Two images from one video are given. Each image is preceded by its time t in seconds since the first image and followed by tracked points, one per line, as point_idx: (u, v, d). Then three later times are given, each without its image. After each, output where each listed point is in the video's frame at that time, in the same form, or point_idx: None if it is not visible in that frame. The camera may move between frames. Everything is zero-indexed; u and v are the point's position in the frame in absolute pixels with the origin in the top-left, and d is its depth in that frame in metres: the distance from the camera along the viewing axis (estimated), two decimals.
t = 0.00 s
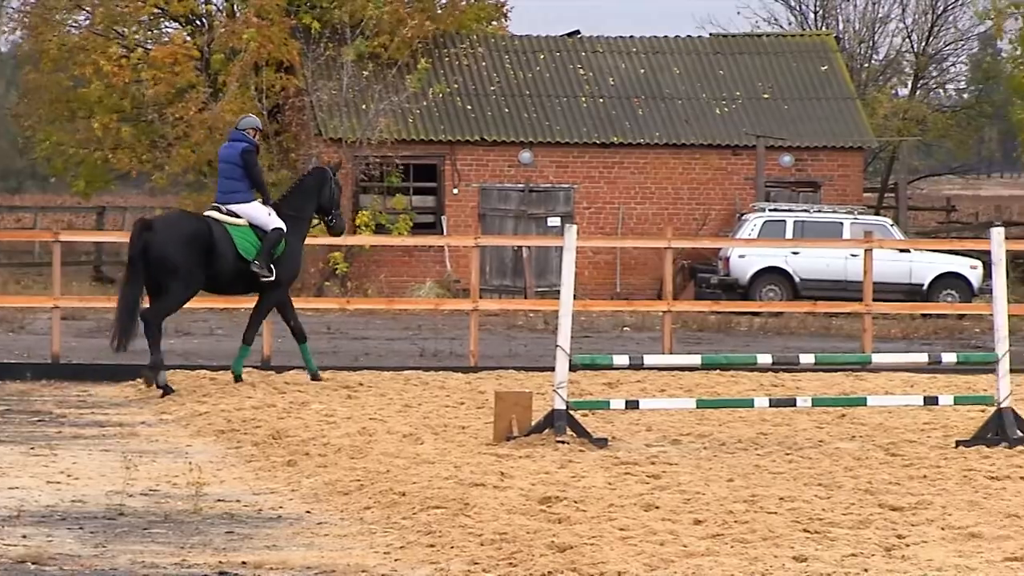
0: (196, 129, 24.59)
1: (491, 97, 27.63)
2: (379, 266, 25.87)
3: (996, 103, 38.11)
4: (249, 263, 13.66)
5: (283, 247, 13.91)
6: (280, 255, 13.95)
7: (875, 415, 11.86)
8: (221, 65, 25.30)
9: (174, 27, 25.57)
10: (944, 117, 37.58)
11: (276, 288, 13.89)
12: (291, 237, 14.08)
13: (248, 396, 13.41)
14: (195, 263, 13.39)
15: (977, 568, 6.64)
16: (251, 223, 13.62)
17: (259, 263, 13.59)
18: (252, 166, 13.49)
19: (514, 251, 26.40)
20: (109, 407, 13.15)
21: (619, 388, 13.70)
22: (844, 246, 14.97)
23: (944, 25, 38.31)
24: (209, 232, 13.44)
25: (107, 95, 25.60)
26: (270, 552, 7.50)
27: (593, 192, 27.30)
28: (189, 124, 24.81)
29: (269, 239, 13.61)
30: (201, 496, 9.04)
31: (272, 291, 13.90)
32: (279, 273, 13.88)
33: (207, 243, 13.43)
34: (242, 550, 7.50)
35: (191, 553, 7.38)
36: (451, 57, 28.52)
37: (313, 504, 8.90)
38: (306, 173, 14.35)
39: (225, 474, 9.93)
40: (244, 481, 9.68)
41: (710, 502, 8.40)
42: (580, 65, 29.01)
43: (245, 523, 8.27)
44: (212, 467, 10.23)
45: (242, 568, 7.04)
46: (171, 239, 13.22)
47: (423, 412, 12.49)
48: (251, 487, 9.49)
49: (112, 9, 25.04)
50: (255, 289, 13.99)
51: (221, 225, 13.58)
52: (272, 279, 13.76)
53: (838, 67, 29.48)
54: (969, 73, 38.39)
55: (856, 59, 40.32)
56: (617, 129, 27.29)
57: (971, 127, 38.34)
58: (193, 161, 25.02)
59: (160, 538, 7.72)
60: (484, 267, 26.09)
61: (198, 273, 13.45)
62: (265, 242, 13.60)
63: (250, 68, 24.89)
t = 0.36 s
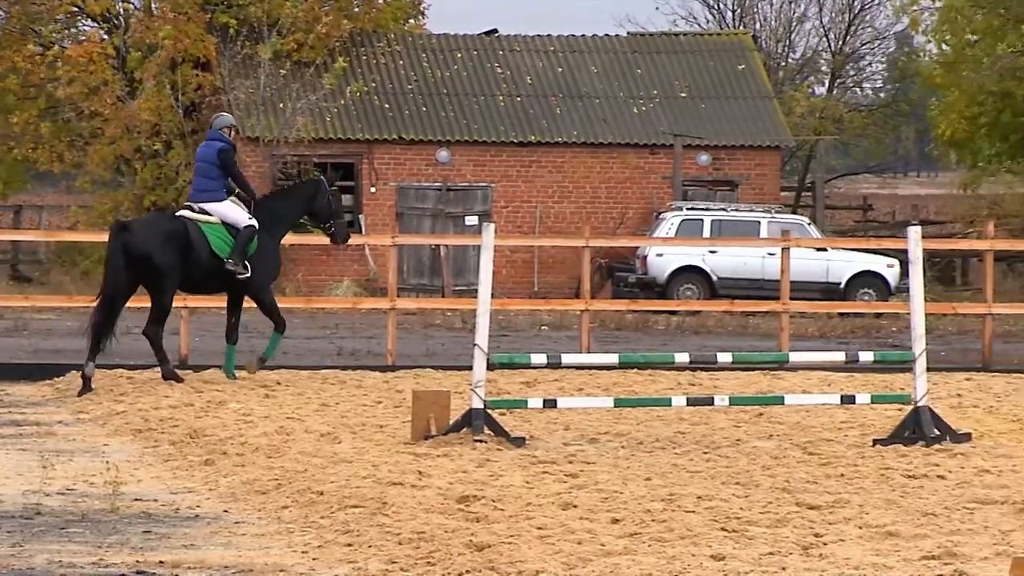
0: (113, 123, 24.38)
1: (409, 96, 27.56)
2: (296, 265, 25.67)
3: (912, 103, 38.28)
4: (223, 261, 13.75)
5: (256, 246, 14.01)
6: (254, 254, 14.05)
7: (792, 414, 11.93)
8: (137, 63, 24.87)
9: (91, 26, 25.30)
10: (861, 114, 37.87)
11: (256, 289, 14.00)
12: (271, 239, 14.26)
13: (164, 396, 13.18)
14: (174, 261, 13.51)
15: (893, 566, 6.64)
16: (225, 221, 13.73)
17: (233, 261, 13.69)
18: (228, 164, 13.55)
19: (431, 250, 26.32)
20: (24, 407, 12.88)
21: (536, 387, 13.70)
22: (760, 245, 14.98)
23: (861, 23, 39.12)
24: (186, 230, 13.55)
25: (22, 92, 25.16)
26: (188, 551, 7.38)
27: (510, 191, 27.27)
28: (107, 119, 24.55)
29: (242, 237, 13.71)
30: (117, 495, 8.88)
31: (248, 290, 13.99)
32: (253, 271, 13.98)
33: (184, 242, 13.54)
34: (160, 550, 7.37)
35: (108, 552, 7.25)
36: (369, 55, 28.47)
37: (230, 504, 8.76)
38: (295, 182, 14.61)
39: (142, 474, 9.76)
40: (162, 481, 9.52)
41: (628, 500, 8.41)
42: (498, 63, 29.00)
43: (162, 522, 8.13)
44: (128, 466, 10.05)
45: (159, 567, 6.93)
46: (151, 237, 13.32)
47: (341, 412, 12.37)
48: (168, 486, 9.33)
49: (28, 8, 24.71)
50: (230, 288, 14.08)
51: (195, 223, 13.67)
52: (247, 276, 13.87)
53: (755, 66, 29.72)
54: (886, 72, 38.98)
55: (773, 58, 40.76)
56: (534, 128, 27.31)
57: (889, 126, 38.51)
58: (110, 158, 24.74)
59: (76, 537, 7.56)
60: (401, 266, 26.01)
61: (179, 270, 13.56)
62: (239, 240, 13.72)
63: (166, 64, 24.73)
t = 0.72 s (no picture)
0: (43, 119, 24.17)
1: (340, 95, 27.46)
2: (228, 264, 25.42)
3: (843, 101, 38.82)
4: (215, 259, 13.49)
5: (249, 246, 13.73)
6: (248, 253, 13.76)
7: (724, 413, 12.00)
8: (67, 62, 24.85)
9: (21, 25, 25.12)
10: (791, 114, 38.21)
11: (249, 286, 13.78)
12: (262, 239, 13.94)
13: (94, 396, 12.98)
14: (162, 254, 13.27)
15: (826, 565, 6.66)
16: (218, 220, 13.54)
17: (225, 261, 13.42)
18: (222, 164, 13.32)
19: (363, 249, 26.22)
20: None
21: (468, 386, 13.68)
22: (691, 243, 15.04)
23: (793, 23, 39.34)
24: (177, 225, 13.33)
25: None
26: (119, 550, 7.28)
27: (442, 190, 27.23)
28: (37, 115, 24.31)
29: (234, 238, 13.47)
30: (47, 494, 8.74)
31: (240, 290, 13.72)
32: (249, 268, 13.74)
33: (173, 236, 13.31)
34: (92, 550, 7.27)
35: (39, 552, 7.13)
36: (300, 55, 28.26)
37: (162, 504, 8.65)
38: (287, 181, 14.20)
39: (72, 474, 9.62)
40: (93, 480, 9.38)
41: (559, 499, 8.40)
42: (429, 62, 28.95)
43: (93, 522, 8.00)
44: (59, 466, 9.89)
45: (90, 567, 6.83)
46: (139, 231, 13.08)
47: (273, 411, 12.26)
48: (99, 486, 9.20)
49: None
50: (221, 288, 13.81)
51: (187, 221, 13.48)
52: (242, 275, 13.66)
53: (686, 65, 29.86)
54: (817, 71, 39.34)
55: (705, 58, 41.05)
56: (466, 127, 27.28)
57: (819, 125, 38.99)
58: (39, 156, 24.46)
59: (6, 537, 7.43)
60: (332, 266, 25.91)
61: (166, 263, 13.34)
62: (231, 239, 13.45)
63: (98, 61, 24.57)
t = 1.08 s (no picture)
0: None
1: (272, 94, 27.29)
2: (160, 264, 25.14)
3: (775, 100, 38.81)
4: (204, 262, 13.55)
5: (242, 249, 13.64)
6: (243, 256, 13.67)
7: (656, 412, 12.05)
8: None
9: None
10: (722, 114, 38.49)
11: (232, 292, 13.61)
12: (258, 241, 13.77)
13: (25, 396, 12.76)
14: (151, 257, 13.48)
15: (757, 563, 6.69)
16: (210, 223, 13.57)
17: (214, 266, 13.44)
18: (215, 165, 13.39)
19: (295, 249, 26.11)
20: None
21: (401, 385, 13.64)
22: (624, 242, 15.06)
23: (724, 22, 39.65)
24: (166, 228, 13.51)
25: None
26: (51, 550, 7.18)
27: (374, 189, 27.12)
28: None
29: (225, 242, 13.47)
30: None
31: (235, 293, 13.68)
32: (239, 274, 13.61)
33: (162, 239, 13.50)
34: (23, 549, 7.17)
35: None
36: (232, 54, 28.11)
37: (94, 503, 8.53)
38: (285, 179, 13.82)
39: (3, 474, 9.47)
40: (23, 480, 9.23)
41: (491, 498, 8.39)
42: (361, 61, 28.87)
43: (24, 522, 7.89)
44: None
45: (20, 566, 6.73)
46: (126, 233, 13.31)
47: (205, 410, 12.15)
48: (30, 486, 9.06)
49: None
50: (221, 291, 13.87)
51: (179, 223, 13.60)
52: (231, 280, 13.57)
53: (618, 64, 29.93)
54: (749, 70, 39.59)
55: (637, 57, 41.25)
56: (398, 126, 27.21)
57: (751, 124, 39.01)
58: None
59: None
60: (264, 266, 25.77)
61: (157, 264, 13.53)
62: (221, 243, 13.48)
63: (29, 61, 24.73)
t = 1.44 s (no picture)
0: None
1: (203, 93, 27.07)
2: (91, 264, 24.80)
3: (705, 100, 39.02)
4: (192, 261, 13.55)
5: (237, 248, 13.61)
6: (240, 255, 13.67)
7: (587, 411, 12.08)
8: None
9: None
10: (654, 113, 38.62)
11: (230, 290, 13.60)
12: (257, 242, 13.79)
13: None
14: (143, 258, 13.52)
15: (689, 563, 6.72)
16: (202, 222, 13.49)
17: (203, 263, 13.47)
18: (211, 165, 13.07)
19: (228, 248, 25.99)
20: None
21: (333, 384, 13.56)
22: (556, 242, 15.08)
23: (655, 21, 39.85)
24: (157, 229, 13.55)
25: None
26: None
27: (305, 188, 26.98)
28: None
29: (216, 240, 13.45)
30: None
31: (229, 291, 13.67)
32: (237, 273, 13.62)
33: (153, 240, 13.54)
34: None
35: None
36: (163, 53, 27.98)
37: (24, 503, 8.41)
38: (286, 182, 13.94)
39: None
40: None
41: (423, 498, 8.36)
42: (292, 61, 28.77)
43: None
44: None
45: None
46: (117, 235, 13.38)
47: (137, 410, 12.01)
48: None
49: None
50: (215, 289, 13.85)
51: (170, 222, 13.59)
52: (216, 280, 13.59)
53: (549, 63, 29.95)
54: (680, 69, 39.79)
55: (568, 56, 41.38)
56: (329, 126, 27.09)
57: (682, 124, 39.08)
58: None
59: None
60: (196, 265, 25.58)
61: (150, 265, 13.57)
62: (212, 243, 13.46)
63: None
